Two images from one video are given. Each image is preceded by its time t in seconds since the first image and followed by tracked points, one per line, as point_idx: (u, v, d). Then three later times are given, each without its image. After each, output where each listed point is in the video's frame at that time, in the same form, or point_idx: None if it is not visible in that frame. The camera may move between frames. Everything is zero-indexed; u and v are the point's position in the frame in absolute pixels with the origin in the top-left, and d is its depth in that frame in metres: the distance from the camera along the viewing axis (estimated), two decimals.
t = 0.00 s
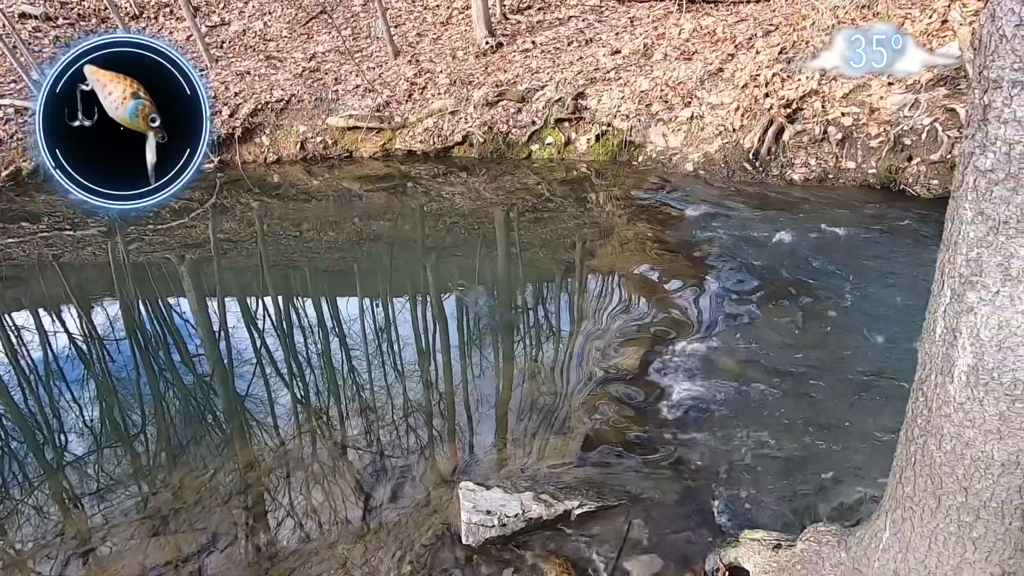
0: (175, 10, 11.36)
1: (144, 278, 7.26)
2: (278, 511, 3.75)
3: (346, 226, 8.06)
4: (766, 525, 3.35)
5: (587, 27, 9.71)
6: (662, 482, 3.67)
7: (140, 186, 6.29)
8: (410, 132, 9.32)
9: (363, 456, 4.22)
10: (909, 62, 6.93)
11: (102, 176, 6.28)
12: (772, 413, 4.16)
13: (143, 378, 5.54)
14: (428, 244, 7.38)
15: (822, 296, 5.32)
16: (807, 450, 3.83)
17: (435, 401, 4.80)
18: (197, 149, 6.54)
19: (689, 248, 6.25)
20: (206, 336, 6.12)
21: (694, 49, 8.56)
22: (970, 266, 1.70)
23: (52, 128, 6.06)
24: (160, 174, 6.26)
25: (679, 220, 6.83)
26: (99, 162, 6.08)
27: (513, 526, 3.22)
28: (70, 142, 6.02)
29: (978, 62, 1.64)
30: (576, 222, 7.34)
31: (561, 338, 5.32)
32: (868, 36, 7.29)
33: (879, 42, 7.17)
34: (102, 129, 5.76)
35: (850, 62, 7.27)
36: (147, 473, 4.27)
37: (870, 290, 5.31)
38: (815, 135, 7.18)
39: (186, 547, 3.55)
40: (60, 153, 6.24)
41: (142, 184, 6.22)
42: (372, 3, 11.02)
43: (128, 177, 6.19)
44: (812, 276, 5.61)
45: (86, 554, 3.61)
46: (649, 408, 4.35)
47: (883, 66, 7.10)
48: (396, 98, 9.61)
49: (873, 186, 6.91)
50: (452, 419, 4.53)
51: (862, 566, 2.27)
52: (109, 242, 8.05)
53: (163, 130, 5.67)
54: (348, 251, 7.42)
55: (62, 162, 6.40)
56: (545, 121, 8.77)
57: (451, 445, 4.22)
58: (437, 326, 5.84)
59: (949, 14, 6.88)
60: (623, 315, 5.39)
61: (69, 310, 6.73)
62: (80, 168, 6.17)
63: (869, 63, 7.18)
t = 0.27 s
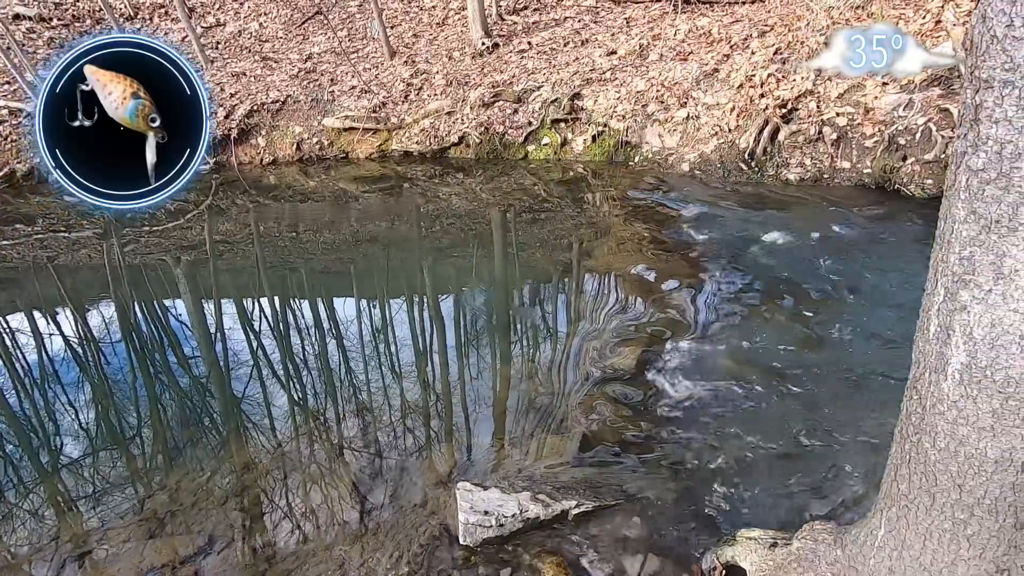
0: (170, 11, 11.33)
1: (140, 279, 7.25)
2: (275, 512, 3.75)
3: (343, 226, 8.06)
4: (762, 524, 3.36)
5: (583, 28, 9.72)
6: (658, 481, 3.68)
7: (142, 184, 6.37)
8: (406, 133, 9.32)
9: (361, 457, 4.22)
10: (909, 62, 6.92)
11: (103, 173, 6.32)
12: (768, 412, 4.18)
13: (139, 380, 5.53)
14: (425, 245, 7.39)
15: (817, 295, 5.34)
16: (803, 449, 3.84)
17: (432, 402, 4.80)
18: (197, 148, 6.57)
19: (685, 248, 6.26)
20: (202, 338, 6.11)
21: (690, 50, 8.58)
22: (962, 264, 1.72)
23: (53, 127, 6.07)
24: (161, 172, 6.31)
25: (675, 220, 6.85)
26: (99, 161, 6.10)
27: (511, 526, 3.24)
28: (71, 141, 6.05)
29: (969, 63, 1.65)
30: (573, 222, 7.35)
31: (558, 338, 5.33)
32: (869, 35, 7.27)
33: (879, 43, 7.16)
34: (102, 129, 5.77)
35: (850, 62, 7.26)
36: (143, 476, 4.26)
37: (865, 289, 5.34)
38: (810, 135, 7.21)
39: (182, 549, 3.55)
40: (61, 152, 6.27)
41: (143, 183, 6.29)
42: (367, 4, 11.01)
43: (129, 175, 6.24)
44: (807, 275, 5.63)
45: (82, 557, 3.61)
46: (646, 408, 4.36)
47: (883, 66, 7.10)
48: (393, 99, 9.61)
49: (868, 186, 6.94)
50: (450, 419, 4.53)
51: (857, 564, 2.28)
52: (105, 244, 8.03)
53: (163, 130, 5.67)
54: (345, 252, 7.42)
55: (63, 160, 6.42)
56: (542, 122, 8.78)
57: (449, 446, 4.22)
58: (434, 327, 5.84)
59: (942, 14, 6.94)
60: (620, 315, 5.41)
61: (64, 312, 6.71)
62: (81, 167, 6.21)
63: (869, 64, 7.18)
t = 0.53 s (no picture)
0: (167, 12, 11.31)
1: (136, 281, 7.25)
2: (273, 514, 3.75)
3: (341, 228, 8.05)
4: (759, 523, 3.37)
5: (580, 29, 9.72)
6: (657, 482, 3.69)
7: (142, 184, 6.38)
8: (404, 134, 9.32)
9: (359, 458, 4.21)
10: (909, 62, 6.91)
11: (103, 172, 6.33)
12: (766, 412, 4.19)
13: (136, 381, 5.53)
14: (423, 246, 7.39)
15: (815, 296, 5.35)
16: (800, 449, 3.85)
17: (430, 403, 4.81)
18: (197, 148, 6.59)
19: (682, 248, 6.27)
20: (200, 340, 6.10)
21: (687, 50, 8.59)
22: (957, 264, 1.73)
23: (52, 127, 6.06)
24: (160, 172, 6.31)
25: (673, 220, 6.86)
26: (99, 160, 6.09)
27: (509, 527, 3.22)
28: (71, 140, 6.05)
29: (965, 64, 1.66)
30: (570, 223, 7.36)
31: (556, 339, 5.33)
32: (868, 35, 7.27)
33: (879, 43, 7.16)
34: (101, 129, 5.79)
35: (851, 63, 7.25)
36: (141, 478, 4.26)
37: (862, 289, 5.35)
38: (807, 135, 7.22)
39: (180, 551, 3.55)
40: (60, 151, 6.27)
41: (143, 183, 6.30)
42: (364, 5, 11.00)
43: (129, 175, 6.25)
44: (804, 275, 5.65)
45: (79, 560, 3.60)
46: (644, 408, 4.36)
47: (883, 66, 7.09)
48: (390, 100, 9.61)
49: (865, 186, 6.96)
50: (448, 420, 4.53)
51: (854, 563, 2.29)
52: (101, 245, 8.02)
53: (163, 130, 5.62)
54: (343, 253, 7.42)
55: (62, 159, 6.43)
56: (539, 123, 8.78)
57: (447, 447, 4.22)
58: (433, 328, 5.84)
59: (938, 14, 6.93)
60: (618, 315, 5.41)
61: (60, 314, 6.70)
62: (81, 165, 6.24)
63: (869, 64, 7.17)
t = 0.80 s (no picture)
0: (165, 13, 11.30)
1: (135, 282, 7.24)
2: (271, 516, 3.74)
3: (340, 229, 8.05)
4: (759, 524, 3.36)
5: (579, 30, 9.74)
6: (656, 482, 3.68)
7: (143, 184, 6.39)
8: (403, 135, 9.32)
9: (358, 460, 4.21)
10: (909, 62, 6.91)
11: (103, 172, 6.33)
12: (765, 412, 4.19)
13: (135, 383, 5.52)
14: (422, 247, 7.39)
15: (814, 296, 5.35)
16: (800, 449, 3.85)
17: (430, 404, 4.80)
18: (197, 149, 6.57)
19: (681, 249, 6.28)
20: (198, 341, 6.10)
21: (686, 51, 8.60)
22: (956, 264, 1.73)
23: (52, 126, 6.06)
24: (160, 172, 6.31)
25: (672, 221, 6.86)
26: (99, 159, 6.10)
27: (509, 528, 3.22)
28: (71, 140, 6.05)
29: (963, 64, 1.67)
30: (569, 223, 7.36)
31: (555, 339, 5.33)
32: (868, 35, 7.28)
33: (878, 42, 7.17)
34: (102, 128, 5.81)
35: (852, 63, 7.25)
36: (139, 480, 4.25)
37: (861, 290, 5.35)
38: (806, 136, 7.23)
39: (179, 552, 3.54)
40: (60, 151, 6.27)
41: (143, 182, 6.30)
42: (363, 6, 11.01)
43: (129, 175, 6.26)
44: (803, 276, 5.65)
45: (78, 562, 3.60)
46: (643, 409, 4.36)
47: (882, 66, 7.10)
48: (389, 101, 9.61)
49: (863, 187, 6.97)
50: (447, 421, 4.53)
51: (854, 563, 2.29)
52: (100, 247, 8.01)
53: (163, 130, 5.67)
54: (342, 254, 7.42)
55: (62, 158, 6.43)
56: (538, 124, 8.79)
57: (447, 448, 4.22)
58: (432, 329, 5.84)
59: (936, 15, 6.96)
60: (617, 316, 5.41)
61: (58, 316, 6.69)
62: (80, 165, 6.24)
63: (869, 64, 7.18)
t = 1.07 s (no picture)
0: (165, 8, 11.25)
1: (135, 278, 7.24)
2: (272, 511, 3.75)
3: (340, 224, 8.04)
4: (759, 518, 3.37)
5: (579, 24, 9.72)
6: (656, 477, 3.69)
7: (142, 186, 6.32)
8: (403, 130, 9.30)
9: (359, 455, 4.21)
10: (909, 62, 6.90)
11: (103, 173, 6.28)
12: (765, 408, 4.19)
13: (136, 378, 5.52)
14: (422, 243, 7.38)
15: (815, 291, 5.35)
16: (800, 444, 3.86)
17: (430, 399, 4.81)
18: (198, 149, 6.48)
19: (682, 244, 6.28)
20: (199, 337, 6.10)
21: (687, 46, 8.57)
22: (958, 259, 1.73)
23: (52, 126, 6.03)
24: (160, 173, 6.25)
25: (673, 216, 6.86)
26: (99, 160, 6.06)
27: (509, 523, 3.23)
28: (71, 141, 6.01)
29: (965, 58, 1.67)
30: (570, 219, 7.36)
31: (556, 335, 5.33)
32: (868, 35, 7.23)
33: (878, 42, 7.13)
34: (101, 129, 5.83)
35: (852, 63, 7.23)
36: (140, 475, 4.26)
37: (862, 285, 5.35)
38: (807, 132, 7.22)
39: (180, 547, 3.55)
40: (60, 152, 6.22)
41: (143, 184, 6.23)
42: (363, 0, 10.97)
43: (129, 176, 6.20)
44: (803, 271, 5.65)
45: (80, 557, 3.61)
46: (644, 404, 4.37)
47: (882, 67, 7.07)
48: (389, 95, 9.60)
49: (864, 182, 6.96)
50: (448, 417, 4.53)
51: (855, 558, 2.29)
52: (100, 242, 8.01)
53: (163, 130, 5.66)
54: (342, 250, 7.41)
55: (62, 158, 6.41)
56: (539, 119, 8.77)
57: (447, 443, 4.22)
58: (432, 325, 5.83)
59: (938, 9, 6.93)
60: (617, 312, 5.41)
61: (59, 311, 6.69)
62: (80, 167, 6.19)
63: (869, 63, 7.16)
